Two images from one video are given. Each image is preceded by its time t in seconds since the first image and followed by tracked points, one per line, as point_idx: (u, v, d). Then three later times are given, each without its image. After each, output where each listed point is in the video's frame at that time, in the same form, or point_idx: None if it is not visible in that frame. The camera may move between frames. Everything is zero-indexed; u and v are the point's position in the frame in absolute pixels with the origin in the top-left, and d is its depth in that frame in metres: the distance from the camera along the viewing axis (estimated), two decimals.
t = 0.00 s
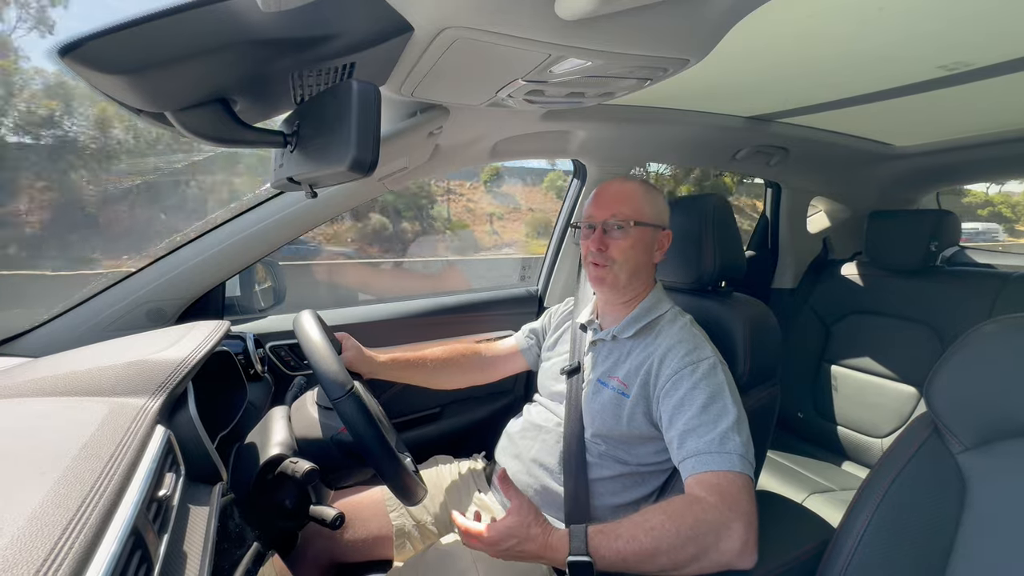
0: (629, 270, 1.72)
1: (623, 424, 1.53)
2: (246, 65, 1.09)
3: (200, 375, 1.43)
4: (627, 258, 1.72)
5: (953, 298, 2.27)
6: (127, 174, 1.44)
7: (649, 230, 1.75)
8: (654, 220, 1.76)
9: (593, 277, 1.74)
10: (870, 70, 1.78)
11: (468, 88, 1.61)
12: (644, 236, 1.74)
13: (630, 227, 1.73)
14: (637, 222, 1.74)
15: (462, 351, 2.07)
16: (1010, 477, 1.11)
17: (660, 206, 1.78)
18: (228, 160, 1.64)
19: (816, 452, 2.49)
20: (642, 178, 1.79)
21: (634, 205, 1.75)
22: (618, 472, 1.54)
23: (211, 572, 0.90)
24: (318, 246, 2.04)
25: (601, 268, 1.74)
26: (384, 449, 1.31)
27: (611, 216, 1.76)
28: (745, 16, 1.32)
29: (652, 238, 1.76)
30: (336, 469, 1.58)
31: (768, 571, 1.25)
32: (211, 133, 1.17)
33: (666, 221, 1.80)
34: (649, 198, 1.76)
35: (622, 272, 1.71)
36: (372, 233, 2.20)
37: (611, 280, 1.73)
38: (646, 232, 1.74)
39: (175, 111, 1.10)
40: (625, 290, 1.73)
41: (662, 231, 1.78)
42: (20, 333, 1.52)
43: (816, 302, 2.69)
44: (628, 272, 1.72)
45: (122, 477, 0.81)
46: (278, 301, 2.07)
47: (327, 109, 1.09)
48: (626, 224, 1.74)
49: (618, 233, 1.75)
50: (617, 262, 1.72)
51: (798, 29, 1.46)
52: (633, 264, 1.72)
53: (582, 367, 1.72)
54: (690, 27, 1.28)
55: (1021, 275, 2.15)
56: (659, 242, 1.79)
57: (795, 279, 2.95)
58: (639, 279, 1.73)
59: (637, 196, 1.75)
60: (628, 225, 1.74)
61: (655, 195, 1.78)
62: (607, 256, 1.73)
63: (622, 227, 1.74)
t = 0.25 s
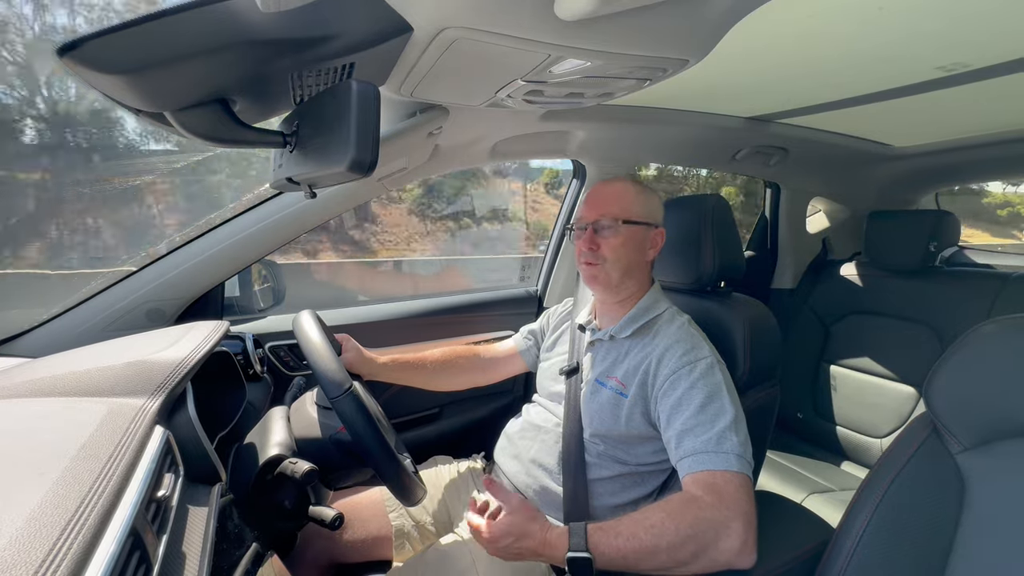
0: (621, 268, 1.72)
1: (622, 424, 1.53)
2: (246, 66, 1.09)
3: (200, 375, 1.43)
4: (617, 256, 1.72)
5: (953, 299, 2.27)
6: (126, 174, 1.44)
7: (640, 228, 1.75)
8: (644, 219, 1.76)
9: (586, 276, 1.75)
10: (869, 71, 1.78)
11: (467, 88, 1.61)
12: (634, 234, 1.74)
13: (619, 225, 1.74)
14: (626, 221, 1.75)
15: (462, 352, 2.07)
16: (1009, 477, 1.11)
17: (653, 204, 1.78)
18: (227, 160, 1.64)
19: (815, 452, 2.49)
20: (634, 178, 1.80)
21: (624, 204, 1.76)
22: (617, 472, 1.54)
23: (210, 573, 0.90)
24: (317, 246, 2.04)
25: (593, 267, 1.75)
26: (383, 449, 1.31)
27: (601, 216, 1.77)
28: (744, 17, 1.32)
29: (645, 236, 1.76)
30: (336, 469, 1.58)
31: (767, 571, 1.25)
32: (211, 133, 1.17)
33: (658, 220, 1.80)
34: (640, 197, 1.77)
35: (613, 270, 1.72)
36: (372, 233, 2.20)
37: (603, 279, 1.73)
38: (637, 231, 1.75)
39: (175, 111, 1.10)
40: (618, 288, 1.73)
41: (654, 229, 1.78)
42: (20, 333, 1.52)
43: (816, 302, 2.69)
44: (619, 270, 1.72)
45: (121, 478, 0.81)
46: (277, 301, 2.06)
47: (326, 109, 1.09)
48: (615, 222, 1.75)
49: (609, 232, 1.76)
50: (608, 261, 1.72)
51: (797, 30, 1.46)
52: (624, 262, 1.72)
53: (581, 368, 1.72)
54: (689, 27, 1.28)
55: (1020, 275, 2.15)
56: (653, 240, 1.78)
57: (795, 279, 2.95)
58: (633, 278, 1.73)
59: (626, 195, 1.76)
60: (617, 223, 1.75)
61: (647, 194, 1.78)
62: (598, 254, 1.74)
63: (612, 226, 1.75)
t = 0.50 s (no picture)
0: (614, 269, 1.72)
1: (622, 422, 1.53)
2: (246, 64, 1.09)
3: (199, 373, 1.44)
4: (610, 257, 1.72)
5: (953, 298, 2.27)
6: (127, 172, 1.44)
7: (633, 228, 1.75)
8: (637, 219, 1.75)
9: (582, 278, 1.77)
10: (870, 70, 1.78)
11: (468, 87, 1.61)
12: (626, 234, 1.74)
13: (609, 227, 1.75)
14: (617, 222, 1.75)
15: (462, 351, 2.07)
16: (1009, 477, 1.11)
17: (646, 203, 1.77)
18: (227, 159, 1.64)
19: (815, 452, 2.49)
20: (628, 178, 1.80)
21: (616, 205, 1.76)
22: (617, 470, 1.54)
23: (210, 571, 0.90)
24: (318, 245, 2.04)
25: (588, 269, 1.76)
26: (383, 447, 1.31)
27: (593, 218, 1.78)
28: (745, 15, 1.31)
29: (639, 236, 1.75)
30: (336, 468, 1.58)
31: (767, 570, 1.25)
32: (211, 131, 1.17)
33: (654, 219, 1.79)
34: (633, 196, 1.76)
35: (608, 271, 1.72)
36: (372, 232, 2.20)
37: (598, 280, 1.74)
38: (629, 231, 1.74)
39: (175, 109, 1.10)
40: (613, 289, 1.73)
41: (649, 228, 1.77)
42: (20, 331, 1.53)
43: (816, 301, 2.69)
44: (614, 270, 1.72)
45: (122, 476, 0.81)
46: (278, 300, 2.06)
47: (327, 107, 1.09)
48: (605, 224, 1.76)
49: (601, 234, 1.76)
50: (601, 262, 1.73)
51: (798, 29, 1.46)
52: (618, 263, 1.72)
53: (580, 366, 1.72)
54: (689, 26, 1.28)
55: (1020, 274, 2.15)
56: (648, 239, 1.76)
57: (795, 279, 2.95)
58: (629, 278, 1.73)
59: (619, 195, 1.76)
60: (607, 225, 1.75)
61: (641, 193, 1.77)
62: (592, 256, 1.75)
63: (604, 228, 1.76)
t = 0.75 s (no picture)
0: (612, 269, 1.73)
1: (622, 422, 1.53)
2: (246, 65, 1.09)
3: (200, 373, 1.44)
4: (609, 257, 1.73)
5: (953, 299, 2.27)
6: (127, 173, 1.44)
7: (635, 229, 1.74)
8: (641, 220, 1.75)
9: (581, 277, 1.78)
10: (870, 71, 1.78)
11: (468, 88, 1.61)
12: (628, 235, 1.73)
13: (610, 227, 1.75)
14: (618, 222, 1.75)
15: (462, 350, 2.07)
16: (1009, 478, 1.11)
17: (650, 205, 1.76)
18: (228, 160, 1.64)
19: (815, 452, 2.49)
20: (634, 178, 1.80)
21: (618, 205, 1.76)
22: (617, 471, 1.54)
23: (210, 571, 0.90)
24: (318, 245, 2.04)
25: (588, 268, 1.77)
26: (384, 448, 1.31)
27: (596, 216, 1.79)
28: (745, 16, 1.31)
29: (640, 237, 1.75)
30: (336, 468, 1.58)
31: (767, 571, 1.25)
32: (212, 132, 1.17)
33: (658, 220, 1.78)
34: (636, 197, 1.76)
35: (606, 271, 1.73)
36: (372, 232, 2.20)
37: (596, 279, 1.75)
38: (631, 232, 1.74)
39: (176, 110, 1.11)
40: (611, 289, 1.74)
41: (652, 230, 1.76)
42: (21, 331, 1.52)
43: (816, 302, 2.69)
44: (612, 271, 1.73)
45: (122, 476, 0.81)
46: (278, 300, 2.06)
47: (327, 108, 1.09)
48: (606, 224, 1.76)
49: (603, 234, 1.77)
50: (601, 262, 1.74)
51: (798, 30, 1.47)
52: (617, 264, 1.72)
53: (580, 366, 1.72)
54: (690, 27, 1.29)
55: (1020, 275, 2.15)
56: (650, 241, 1.76)
57: (795, 279, 2.95)
58: (626, 279, 1.73)
59: (623, 196, 1.77)
60: (608, 225, 1.76)
61: (645, 194, 1.77)
62: (592, 256, 1.76)
63: (605, 227, 1.77)
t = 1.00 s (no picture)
0: (613, 268, 1.73)
1: (622, 421, 1.53)
2: (246, 65, 1.09)
3: (200, 373, 1.44)
4: (609, 256, 1.73)
5: (954, 298, 2.27)
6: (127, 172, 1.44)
7: (637, 229, 1.74)
8: (643, 220, 1.74)
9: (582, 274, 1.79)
10: (870, 70, 1.78)
11: (468, 87, 1.61)
12: (630, 234, 1.73)
13: (614, 225, 1.75)
14: (621, 220, 1.75)
15: (462, 349, 2.07)
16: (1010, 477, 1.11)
17: (655, 205, 1.76)
18: (228, 160, 1.64)
19: (816, 452, 2.49)
20: (639, 178, 1.79)
21: (621, 204, 1.76)
22: (617, 470, 1.54)
23: (210, 571, 0.90)
24: (318, 245, 2.04)
25: (589, 266, 1.77)
26: (383, 447, 1.31)
27: (599, 214, 1.79)
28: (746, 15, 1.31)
29: (642, 237, 1.74)
30: (336, 469, 1.58)
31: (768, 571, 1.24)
32: (212, 132, 1.17)
33: (661, 220, 1.77)
34: (639, 197, 1.76)
35: (607, 269, 1.73)
36: (372, 233, 2.20)
37: (597, 277, 1.75)
38: (633, 231, 1.74)
39: (176, 110, 1.10)
40: (611, 288, 1.74)
41: (654, 230, 1.75)
42: (21, 332, 1.52)
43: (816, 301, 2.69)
44: (613, 270, 1.73)
45: (122, 476, 0.81)
46: (278, 301, 2.04)
47: (327, 108, 1.09)
48: (610, 222, 1.76)
49: (605, 232, 1.77)
50: (602, 260, 1.74)
51: (798, 30, 1.46)
52: (618, 263, 1.72)
53: (580, 366, 1.72)
54: (690, 26, 1.28)
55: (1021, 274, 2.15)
56: (652, 241, 1.75)
57: (795, 279, 2.95)
58: (627, 279, 1.73)
59: (626, 195, 1.76)
60: (612, 223, 1.76)
61: (649, 194, 1.76)
62: (593, 253, 1.76)
63: (608, 226, 1.77)
